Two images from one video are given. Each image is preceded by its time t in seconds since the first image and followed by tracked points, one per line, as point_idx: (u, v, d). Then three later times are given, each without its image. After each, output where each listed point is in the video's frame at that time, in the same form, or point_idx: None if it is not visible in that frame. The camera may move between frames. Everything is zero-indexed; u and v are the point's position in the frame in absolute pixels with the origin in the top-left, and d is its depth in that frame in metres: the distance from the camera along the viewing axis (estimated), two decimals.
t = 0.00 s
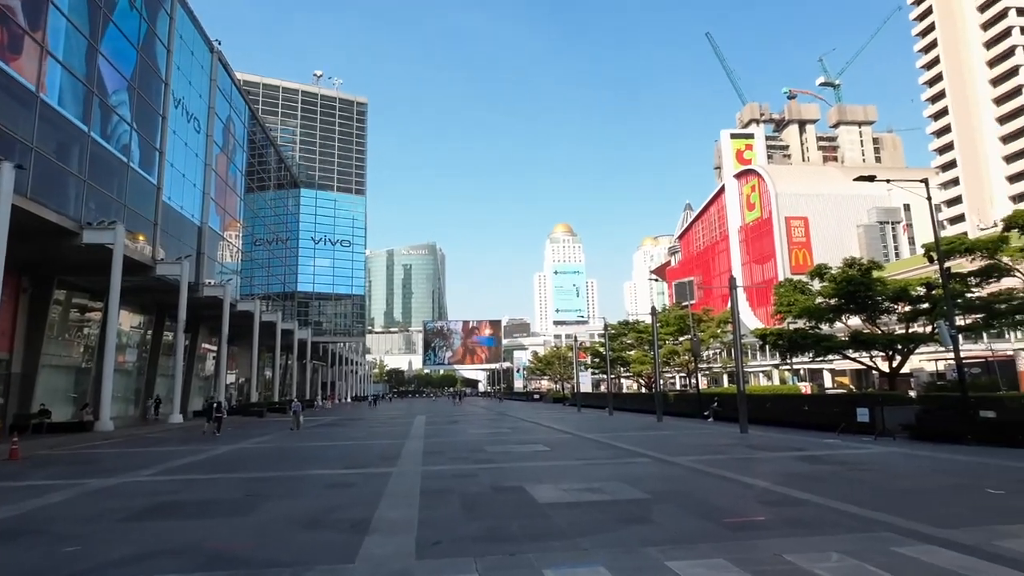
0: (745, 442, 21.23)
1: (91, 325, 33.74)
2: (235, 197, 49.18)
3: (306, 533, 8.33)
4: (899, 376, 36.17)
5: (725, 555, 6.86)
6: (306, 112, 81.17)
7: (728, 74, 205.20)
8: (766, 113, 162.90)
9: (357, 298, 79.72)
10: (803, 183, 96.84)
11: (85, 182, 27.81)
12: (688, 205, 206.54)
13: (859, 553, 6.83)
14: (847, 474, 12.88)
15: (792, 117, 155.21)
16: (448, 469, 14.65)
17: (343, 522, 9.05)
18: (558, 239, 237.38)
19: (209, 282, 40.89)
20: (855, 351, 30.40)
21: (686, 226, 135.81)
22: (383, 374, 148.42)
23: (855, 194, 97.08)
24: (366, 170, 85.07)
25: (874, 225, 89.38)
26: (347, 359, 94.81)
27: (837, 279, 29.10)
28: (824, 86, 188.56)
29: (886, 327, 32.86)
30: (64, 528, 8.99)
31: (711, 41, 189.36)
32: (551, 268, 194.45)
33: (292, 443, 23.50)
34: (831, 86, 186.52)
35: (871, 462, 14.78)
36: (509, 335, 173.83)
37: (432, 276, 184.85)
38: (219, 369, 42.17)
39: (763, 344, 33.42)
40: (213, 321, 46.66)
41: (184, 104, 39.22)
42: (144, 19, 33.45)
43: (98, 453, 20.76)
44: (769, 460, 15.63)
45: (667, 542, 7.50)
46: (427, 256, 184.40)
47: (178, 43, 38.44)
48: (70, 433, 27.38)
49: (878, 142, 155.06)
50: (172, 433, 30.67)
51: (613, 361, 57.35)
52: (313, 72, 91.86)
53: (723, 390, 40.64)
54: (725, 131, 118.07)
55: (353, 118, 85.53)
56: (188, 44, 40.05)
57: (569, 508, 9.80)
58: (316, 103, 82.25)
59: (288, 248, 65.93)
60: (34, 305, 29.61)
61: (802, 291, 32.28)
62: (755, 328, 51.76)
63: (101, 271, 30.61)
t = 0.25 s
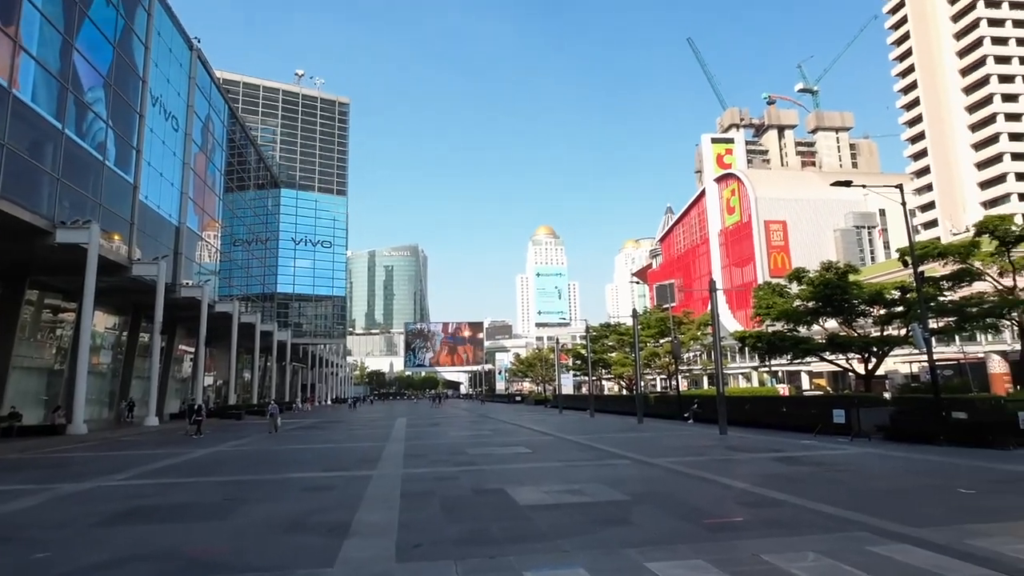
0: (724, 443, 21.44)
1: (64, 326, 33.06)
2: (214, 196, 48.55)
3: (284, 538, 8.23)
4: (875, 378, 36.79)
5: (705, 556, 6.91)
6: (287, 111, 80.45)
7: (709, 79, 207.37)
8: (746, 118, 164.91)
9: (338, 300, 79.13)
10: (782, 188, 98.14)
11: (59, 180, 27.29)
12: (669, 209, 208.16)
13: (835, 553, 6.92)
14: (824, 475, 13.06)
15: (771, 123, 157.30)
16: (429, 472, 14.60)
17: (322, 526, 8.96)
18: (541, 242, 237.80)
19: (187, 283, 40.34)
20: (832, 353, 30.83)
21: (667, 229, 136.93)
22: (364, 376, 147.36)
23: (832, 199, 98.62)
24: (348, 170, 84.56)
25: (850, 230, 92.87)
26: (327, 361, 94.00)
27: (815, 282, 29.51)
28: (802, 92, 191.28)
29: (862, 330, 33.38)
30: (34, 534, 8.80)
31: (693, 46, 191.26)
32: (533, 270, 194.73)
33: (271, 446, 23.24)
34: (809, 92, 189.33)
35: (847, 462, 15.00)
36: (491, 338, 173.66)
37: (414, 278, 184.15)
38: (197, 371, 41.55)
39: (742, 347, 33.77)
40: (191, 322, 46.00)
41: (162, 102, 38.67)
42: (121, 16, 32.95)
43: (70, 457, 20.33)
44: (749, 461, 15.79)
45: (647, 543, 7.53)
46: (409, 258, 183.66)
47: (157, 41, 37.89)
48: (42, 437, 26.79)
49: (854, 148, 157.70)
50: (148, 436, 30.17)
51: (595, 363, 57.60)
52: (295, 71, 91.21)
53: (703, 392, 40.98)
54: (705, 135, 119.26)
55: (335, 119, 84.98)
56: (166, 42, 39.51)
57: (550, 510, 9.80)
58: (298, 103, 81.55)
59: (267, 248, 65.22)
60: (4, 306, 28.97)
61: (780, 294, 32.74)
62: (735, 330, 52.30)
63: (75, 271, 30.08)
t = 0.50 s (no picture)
0: (704, 444, 21.62)
1: (36, 327, 32.32)
2: (192, 196, 47.86)
3: (262, 542, 8.13)
4: (851, 379, 37.35)
5: (684, 556, 6.97)
6: (267, 110, 79.62)
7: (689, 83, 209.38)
8: (726, 122, 166.68)
9: (318, 301, 78.43)
10: (760, 191, 99.32)
11: (31, 178, 26.73)
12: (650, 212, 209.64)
13: (811, 553, 7.01)
14: (801, 475, 13.24)
15: (751, 127, 159.17)
16: (410, 474, 14.53)
17: (301, 530, 8.87)
18: (523, 243, 238.00)
19: (163, 284, 39.75)
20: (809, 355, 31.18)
21: (648, 232, 137.94)
22: (344, 378, 146.16)
23: (810, 203, 100.09)
24: (328, 171, 83.91)
25: (826, 234, 95.90)
26: (306, 362, 93.09)
27: (792, 285, 29.90)
28: (781, 98, 193.89)
29: (839, 332, 33.87)
30: (2, 540, 8.59)
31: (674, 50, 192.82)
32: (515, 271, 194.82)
33: (249, 448, 22.94)
34: (787, 97, 191.95)
35: (823, 463, 15.22)
36: (473, 339, 173.34)
37: (395, 279, 183.23)
38: (173, 373, 40.89)
39: (722, 349, 34.08)
40: (167, 324, 45.31)
41: (138, 100, 38.05)
42: (97, 11, 32.39)
43: (41, 460, 19.88)
44: (727, 462, 15.94)
45: (627, 544, 7.57)
46: (390, 258, 182.68)
47: (133, 37, 37.28)
48: (12, 441, 26.17)
49: (831, 153, 160.21)
50: (122, 439, 29.69)
51: (576, 365, 57.74)
52: (275, 69, 90.28)
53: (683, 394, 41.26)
54: (686, 139, 120.28)
55: (315, 118, 84.29)
56: (143, 38, 38.90)
57: (531, 511, 9.81)
58: (278, 102, 80.72)
59: (246, 249, 64.45)
60: None
61: (759, 297, 33.20)
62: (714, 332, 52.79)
63: (47, 271, 29.50)
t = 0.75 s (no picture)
0: (683, 445, 21.80)
1: (5, 328, 31.52)
2: (168, 195, 47.12)
3: (239, 546, 8.03)
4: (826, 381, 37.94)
5: (663, 556, 7.03)
6: (246, 109, 78.68)
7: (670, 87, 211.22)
8: (706, 126, 168.41)
9: (297, 302, 77.67)
10: (739, 195, 100.46)
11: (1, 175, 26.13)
12: (631, 214, 211.00)
13: (788, 552, 7.11)
14: (778, 475, 13.42)
15: (730, 131, 160.95)
16: (390, 477, 14.43)
17: (279, 533, 8.78)
18: (504, 245, 238.03)
19: (138, 284, 39.12)
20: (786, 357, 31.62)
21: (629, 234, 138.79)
22: (323, 380, 144.86)
23: (787, 207, 101.51)
24: (308, 171, 83.19)
25: (804, 237, 97.48)
26: (285, 364, 92.13)
27: (770, 287, 30.31)
28: (759, 103, 196.38)
29: (815, 334, 34.40)
30: None
31: (655, 53, 194.33)
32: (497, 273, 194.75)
33: (226, 451, 22.62)
34: (766, 102, 194.45)
35: (799, 463, 15.43)
36: (454, 340, 172.84)
37: (376, 280, 182.14)
38: (147, 375, 40.19)
39: (701, 350, 34.36)
40: (142, 325, 44.58)
41: (113, 96, 37.39)
42: (71, 5, 31.78)
43: (11, 465, 19.39)
44: (706, 463, 16.09)
45: (607, 545, 7.61)
46: (371, 259, 181.55)
47: (108, 33, 36.65)
48: None
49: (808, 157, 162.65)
50: (95, 442, 29.08)
51: (557, 366, 57.82)
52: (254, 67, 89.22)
53: (662, 395, 41.54)
54: (666, 142, 121.19)
55: (295, 118, 83.46)
56: (119, 34, 38.25)
57: (511, 513, 9.81)
58: (257, 100, 79.79)
59: (224, 249, 63.62)
60: None
61: (737, 299, 33.55)
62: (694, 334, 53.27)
63: (17, 271, 28.85)
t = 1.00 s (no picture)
0: (662, 446, 21.97)
1: None
2: (143, 193, 46.31)
3: (214, 549, 7.91)
4: (802, 382, 38.48)
5: (641, 556, 7.09)
6: (224, 107, 77.70)
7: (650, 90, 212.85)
8: (685, 129, 170.05)
9: (275, 302, 76.77)
10: (718, 198, 101.55)
11: None
12: (611, 216, 212.19)
13: (764, 550, 7.20)
14: (755, 475, 13.61)
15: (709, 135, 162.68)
16: (369, 478, 14.33)
17: (255, 536, 8.67)
18: (486, 246, 237.87)
19: (112, 284, 38.40)
20: (763, 358, 32.01)
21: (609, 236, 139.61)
22: (302, 381, 143.41)
23: (765, 210, 102.89)
24: (287, 170, 82.38)
25: (781, 240, 98.93)
26: (262, 365, 91.05)
27: (748, 289, 30.71)
28: (738, 107, 198.70)
29: (790, 335, 34.92)
30: None
31: (636, 56, 195.52)
32: (478, 274, 194.48)
33: (202, 454, 22.27)
34: (744, 107, 196.82)
35: (776, 462, 15.64)
36: (434, 341, 172.22)
37: (355, 281, 180.95)
38: (121, 377, 39.42)
39: (679, 351, 34.69)
40: (116, 325, 43.79)
41: (86, 92, 36.66)
42: None
43: None
44: (684, 463, 16.24)
45: (586, 546, 7.64)
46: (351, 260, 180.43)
47: (82, 28, 35.97)
48: None
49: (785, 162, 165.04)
50: (66, 445, 28.42)
51: (538, 368, 57.95)
52: (233, 65, 88.35)
53: (642, 396, 41.82)
54: (647, 144, 122.07)
55: (274, 116, 82.55)
56: (93, 29, 37.54)
57: (491, 514, 9.81)
58: (235, 98, 78.82)
59: (200, 248, 62.65)
60: None
61: (715, 301, 33.96)
62: (672, 336, 53.73)
63: None
